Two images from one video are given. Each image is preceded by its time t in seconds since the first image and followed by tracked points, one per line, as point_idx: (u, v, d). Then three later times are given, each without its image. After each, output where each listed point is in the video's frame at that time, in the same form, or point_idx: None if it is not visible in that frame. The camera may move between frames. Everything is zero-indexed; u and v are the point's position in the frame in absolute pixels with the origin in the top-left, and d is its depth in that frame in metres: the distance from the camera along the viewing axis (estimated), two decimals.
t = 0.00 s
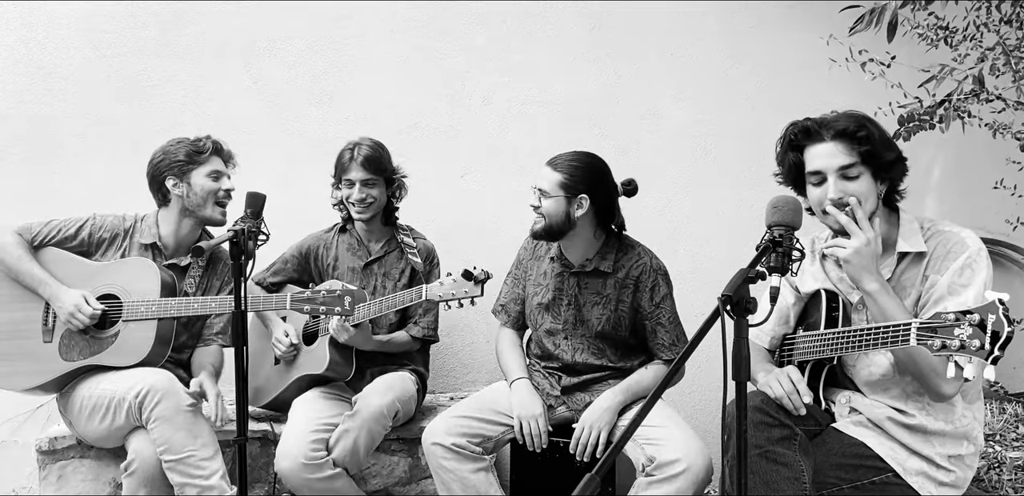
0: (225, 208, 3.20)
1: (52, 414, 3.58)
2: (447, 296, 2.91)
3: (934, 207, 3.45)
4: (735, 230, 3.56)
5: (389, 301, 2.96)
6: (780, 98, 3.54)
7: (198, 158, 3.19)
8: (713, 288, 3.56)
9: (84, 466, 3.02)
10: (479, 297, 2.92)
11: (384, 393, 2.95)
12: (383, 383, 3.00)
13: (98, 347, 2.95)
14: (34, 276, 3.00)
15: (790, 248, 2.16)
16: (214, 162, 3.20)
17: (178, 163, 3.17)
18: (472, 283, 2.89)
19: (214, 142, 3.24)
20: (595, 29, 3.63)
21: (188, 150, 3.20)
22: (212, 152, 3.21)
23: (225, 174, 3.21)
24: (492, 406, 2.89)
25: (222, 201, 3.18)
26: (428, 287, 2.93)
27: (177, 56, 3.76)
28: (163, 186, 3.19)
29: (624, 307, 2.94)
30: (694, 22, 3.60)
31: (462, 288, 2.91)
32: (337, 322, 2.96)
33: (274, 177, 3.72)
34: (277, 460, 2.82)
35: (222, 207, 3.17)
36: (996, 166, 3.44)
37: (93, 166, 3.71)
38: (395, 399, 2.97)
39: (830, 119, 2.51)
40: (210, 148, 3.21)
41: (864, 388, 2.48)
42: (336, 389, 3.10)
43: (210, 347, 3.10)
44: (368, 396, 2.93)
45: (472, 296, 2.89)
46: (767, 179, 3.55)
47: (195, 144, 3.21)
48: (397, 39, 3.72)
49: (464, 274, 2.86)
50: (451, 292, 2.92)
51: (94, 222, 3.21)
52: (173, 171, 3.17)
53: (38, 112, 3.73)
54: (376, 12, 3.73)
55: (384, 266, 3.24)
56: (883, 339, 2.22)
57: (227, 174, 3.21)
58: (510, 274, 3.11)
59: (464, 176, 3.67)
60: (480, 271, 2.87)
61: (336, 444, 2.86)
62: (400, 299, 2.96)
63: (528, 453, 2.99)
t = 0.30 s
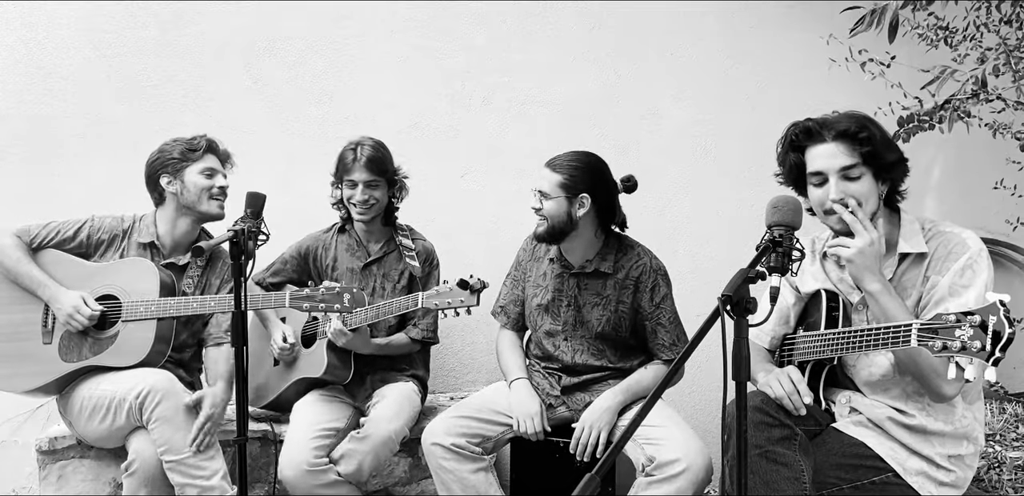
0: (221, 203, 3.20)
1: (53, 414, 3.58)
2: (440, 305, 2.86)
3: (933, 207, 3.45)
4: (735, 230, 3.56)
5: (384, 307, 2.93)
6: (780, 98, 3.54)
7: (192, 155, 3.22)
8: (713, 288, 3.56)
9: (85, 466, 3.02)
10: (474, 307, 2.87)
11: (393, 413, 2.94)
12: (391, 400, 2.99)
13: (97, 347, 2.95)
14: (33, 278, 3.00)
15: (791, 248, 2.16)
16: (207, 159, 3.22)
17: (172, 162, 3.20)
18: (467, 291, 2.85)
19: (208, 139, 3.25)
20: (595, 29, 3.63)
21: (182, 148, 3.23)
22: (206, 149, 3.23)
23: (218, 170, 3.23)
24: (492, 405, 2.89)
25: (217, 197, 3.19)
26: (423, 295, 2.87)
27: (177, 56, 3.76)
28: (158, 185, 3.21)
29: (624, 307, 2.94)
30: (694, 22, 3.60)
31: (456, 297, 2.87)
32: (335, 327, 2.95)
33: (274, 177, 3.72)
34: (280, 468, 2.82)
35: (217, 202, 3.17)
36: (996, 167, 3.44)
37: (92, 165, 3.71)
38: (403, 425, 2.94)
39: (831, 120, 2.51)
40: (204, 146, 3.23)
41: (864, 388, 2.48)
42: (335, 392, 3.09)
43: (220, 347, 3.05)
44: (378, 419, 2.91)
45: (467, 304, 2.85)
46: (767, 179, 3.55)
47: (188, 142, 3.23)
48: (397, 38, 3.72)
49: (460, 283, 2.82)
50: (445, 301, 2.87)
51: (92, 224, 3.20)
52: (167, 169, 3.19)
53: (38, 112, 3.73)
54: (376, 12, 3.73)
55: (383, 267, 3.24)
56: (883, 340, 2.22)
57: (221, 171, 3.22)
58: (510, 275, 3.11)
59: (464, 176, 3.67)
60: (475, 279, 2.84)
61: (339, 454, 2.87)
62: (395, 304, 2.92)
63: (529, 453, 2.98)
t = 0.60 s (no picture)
0: (216, 203, 3.19)
1: (52, 414, 3.58)
2: (434, 311, 2.83)
3: (933, 206, 3.45)
4: (735, 230, 3.56)
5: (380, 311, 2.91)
6: (780, 98, 3.54)
7: (186, 157, 3.22)
8: (712, 288, 3.55)
9: (84, 466, 3.02)
10: (469, 312, 2.85)
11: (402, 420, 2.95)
12: (400, 407, 3.00)
13: (96, 347, 2.95)
14: (32, 279, 3.02)
15: (791, 248, 2.16)
16: (203, 160, 3.21)
17: (166, 164, 3.21)
18: (462, 297, 2.83)
19: (203, 140, 3.24)
20: (595, 29, 3.63)
21: (177, 149, 3.23)
22: (201, 150, 3.22)
23: (214, 171, 3.22)
24: (490, 407, 2.88)
25: (211, 198, 3.18)
26: (418, 300, 2.84)
27: (177, 56, 3.76)
28: (154, 185, 3.22)
29: (623, 307, 2.94)
30: (694, 22, 3.60)
31: (451, 302, 2.84)
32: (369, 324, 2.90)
33: (274, 177, 3.72)
34: (283, 469, 2.83)
35: (212, 203, 3.17)
36: (996, 166, 3.44)
37: (92, 166, 3.71)
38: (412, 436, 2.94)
39: (833, 120, 2.51)
40: (198, 146, 3.22)
41: (863, 388, 2.48)
42: (332, 392, 3.08)
43: (208, 351, 3.08)
44: (388, 428, 2.91)
45: (462, 311, 2.83)
46: (766, 179, 3.55)
47: (183, 143, 3.23)
48: (397, 39, 3.72)
49: (454, 288, 2.81)
50: (440, 306, 2.84)
51: (91, 223, 3.20)
52: (161, 171, 3.19)
53: (38, 112, 3.73)
54: (376, 12, 3.73)
55: (381, 269, 3.24)
56: (881, 339, 2.23)
57: (216, 172, 3.22)
58: (508, 275, 3.10)
59: (464, 176, 3.67)
60: (470, 284, 2.83)
61: (347, 458, 2.88)
62: (390, 309, 2.89)
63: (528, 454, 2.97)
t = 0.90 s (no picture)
0: (210, 206, 3.18)
1: (52, 414, 3.58)
2: (435, 314, 2.83)
3: (933, 206, 3.45)
4: (735, 230, 3.55)
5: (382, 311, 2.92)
6: (780, 98, 3.54)
7: (180, 159, 3.19)
8: (712, 288, 3.55)
9: (84, 466, 3.02)
10: (469, 316, 2.84)
11: (398, 419, 2.94)
12: (399, 406, 3.00)
13: (95, 348, 2.95)
14: (30, 279, 3.01)
15: (790, 248, 2.16)
16: (196, 163, 3.19)
17: (160, 165, 3.19)
18: (461, 300, 2.83)
19: (197, 139, 3.22)
20: (595, 29, 3.63)
21: (171, 150, 3.20)
22: (195, 151, 3.20)
23: (208, 173, 3.21)
24: (487, 403, 2.88)
25: (205, 202, 3.17)
26: (419, 303, 2.84)
27: (176, 56, 3.76)
28: (148, 186, 3.21)
29: (625, 304, 2.94)
30: (693, 22, 3.60)
31: (452, 306, 2.84)
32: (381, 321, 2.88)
33: (274, 177, 3.72)
34: (282, 470, 2.82)
35: (206, 207, 3.16)
36: (996, 166, 3.44)
37: (92, 166, 3.71)
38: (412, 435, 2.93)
39: (835, 126, 2.48)
40: (192, 148, 3.20)
41: (864, 388, 2.49)
42: (332, 395, 3.07)
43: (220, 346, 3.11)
44: (386, 428, 2.91)
45: (462, 314, 2.83)
46: (766, 179, 3.54)
47: (177, 146, 3.20)
48: (397, 39, 3.72)
49: (454, 292, 2.81)
50: (440, 309, 2.84)
51: (88, 224, 3.21)
52: (155, 173, 3.18)
53: (38, 112, 3.73)
54: (376, 12, 3.73)
55: (380, 269, 3.24)
56: (881, 338, 2.23)
57: (210, 174, 3.20)
58: (510, 276, 3.10)
59: (464, 176, 3.68)
60: (471, 287, 2.82)
61: (345, 458, 2.88)
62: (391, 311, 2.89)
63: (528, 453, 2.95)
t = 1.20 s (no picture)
0: (206, 211, 3.18)
1: (53, 414, 3.58)
2: (437, 316, 2.83)
3: (933, 206, 3.46)
4: (735, 230, 3.56)
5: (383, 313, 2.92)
6: (780, 98, 3.54)
7: (180, 160, 3.19)
8: (712, 288, 3.55)
9: (84, 466, 3.02)
10: (471, 319, 2.84)
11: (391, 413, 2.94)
12: (390, 399, 3.00)
13: (94, 347, 2.95)
14: (29, 279, 3.01)
15: (791, 248, 2.16)
16: (196, 166, 3.19)
17: (160, 166, 3.18)
18: (462, 302, 2.83)
19: (199, 141, 3.21)
20: (595, 29, 3.63)
21: (171, 151, 3.19)
22: (196, 153, 3.19)
23: (207, 176, 3.20)
24: (490, 405, 2.89)
25: (204, 205, 3.17)
26: (420, 305, 2.83)
27: (176, 56, 3.76)
28: (149, 186, 3.22)
29: (627, 299, 2.95)
30: (693, 22, 3.60)
31: (454, 309, 2.84)
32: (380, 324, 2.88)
33: (274, 177, 3.72)
34: (280, 468, 2.82)
35: (202, 210, 3.15)
36: (996, 166, 3.44)
37: (92, 166, 3.71)
38: (403, 424, 2.94)
39: (850, 127, 2.47)
40: (192, 150, 3.19)
41: (864, 388, 2.49)
42: (332, 395, 3.07)
43: (209, 347, 3.09)
44: (375, 420, 2.90)
45: (464, 316, 2.84)
46: (766, 179, 3.55)
47: (178, 146, 3.19)
48: (397, 38, 3.72)
49: (457, 294, 2.82)
50: (442, 312, 2.84)
51: (87, 223, 3.21)
52: (156, 174, 3.18)
53: (38, 112, 3.73)
54: (376, 12, 3.73)
55: (380, 271, 3.24)
56: (881, 341, 2.23)
57: (209, 177, 3.19)
58: (511, 278, 3.07)
59: (464, 176, 3.68)
60: (473, 290, 2.82)
61: (340, 453, 2.86)
62: (394, 314, 2.90)
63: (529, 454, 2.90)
